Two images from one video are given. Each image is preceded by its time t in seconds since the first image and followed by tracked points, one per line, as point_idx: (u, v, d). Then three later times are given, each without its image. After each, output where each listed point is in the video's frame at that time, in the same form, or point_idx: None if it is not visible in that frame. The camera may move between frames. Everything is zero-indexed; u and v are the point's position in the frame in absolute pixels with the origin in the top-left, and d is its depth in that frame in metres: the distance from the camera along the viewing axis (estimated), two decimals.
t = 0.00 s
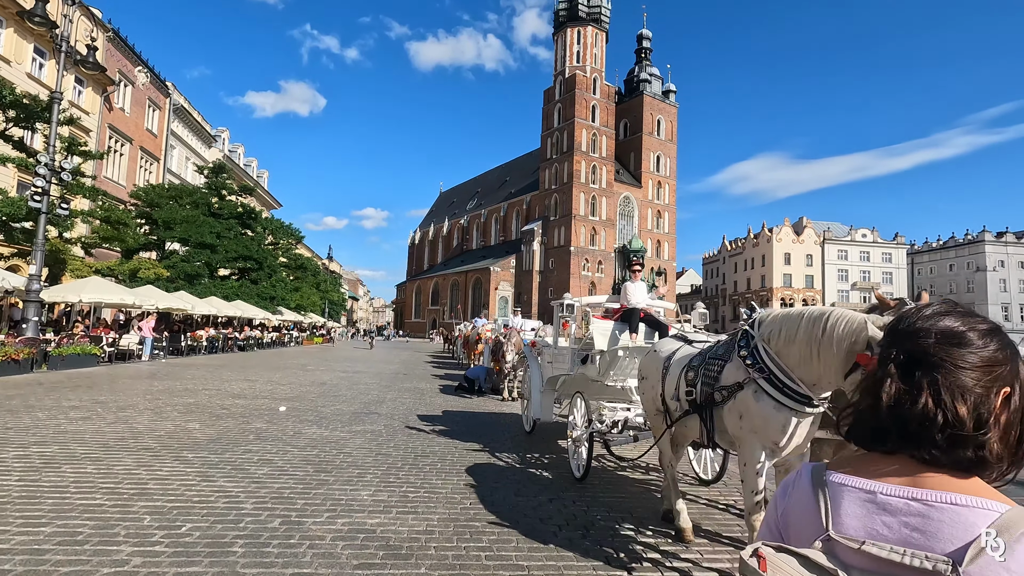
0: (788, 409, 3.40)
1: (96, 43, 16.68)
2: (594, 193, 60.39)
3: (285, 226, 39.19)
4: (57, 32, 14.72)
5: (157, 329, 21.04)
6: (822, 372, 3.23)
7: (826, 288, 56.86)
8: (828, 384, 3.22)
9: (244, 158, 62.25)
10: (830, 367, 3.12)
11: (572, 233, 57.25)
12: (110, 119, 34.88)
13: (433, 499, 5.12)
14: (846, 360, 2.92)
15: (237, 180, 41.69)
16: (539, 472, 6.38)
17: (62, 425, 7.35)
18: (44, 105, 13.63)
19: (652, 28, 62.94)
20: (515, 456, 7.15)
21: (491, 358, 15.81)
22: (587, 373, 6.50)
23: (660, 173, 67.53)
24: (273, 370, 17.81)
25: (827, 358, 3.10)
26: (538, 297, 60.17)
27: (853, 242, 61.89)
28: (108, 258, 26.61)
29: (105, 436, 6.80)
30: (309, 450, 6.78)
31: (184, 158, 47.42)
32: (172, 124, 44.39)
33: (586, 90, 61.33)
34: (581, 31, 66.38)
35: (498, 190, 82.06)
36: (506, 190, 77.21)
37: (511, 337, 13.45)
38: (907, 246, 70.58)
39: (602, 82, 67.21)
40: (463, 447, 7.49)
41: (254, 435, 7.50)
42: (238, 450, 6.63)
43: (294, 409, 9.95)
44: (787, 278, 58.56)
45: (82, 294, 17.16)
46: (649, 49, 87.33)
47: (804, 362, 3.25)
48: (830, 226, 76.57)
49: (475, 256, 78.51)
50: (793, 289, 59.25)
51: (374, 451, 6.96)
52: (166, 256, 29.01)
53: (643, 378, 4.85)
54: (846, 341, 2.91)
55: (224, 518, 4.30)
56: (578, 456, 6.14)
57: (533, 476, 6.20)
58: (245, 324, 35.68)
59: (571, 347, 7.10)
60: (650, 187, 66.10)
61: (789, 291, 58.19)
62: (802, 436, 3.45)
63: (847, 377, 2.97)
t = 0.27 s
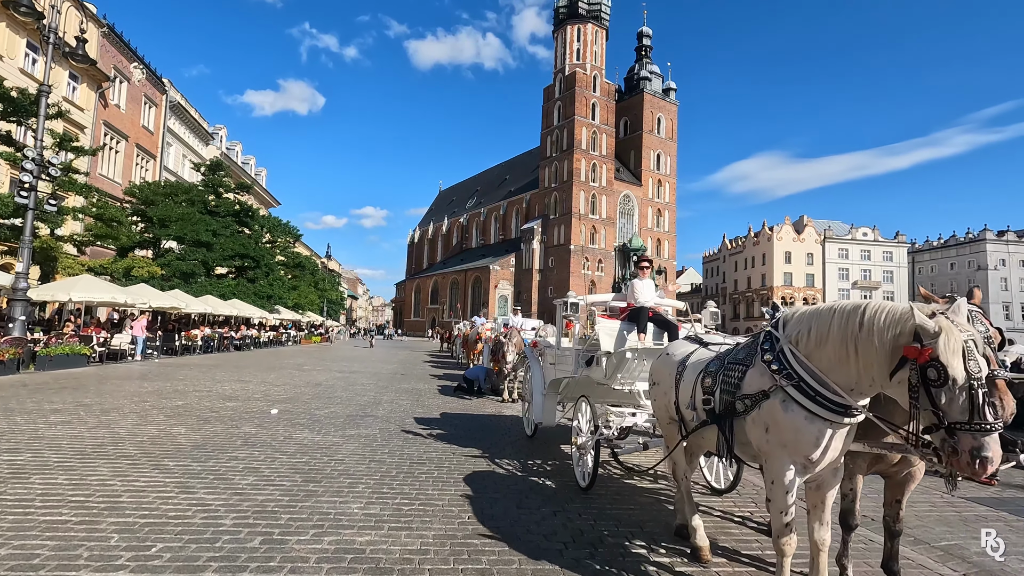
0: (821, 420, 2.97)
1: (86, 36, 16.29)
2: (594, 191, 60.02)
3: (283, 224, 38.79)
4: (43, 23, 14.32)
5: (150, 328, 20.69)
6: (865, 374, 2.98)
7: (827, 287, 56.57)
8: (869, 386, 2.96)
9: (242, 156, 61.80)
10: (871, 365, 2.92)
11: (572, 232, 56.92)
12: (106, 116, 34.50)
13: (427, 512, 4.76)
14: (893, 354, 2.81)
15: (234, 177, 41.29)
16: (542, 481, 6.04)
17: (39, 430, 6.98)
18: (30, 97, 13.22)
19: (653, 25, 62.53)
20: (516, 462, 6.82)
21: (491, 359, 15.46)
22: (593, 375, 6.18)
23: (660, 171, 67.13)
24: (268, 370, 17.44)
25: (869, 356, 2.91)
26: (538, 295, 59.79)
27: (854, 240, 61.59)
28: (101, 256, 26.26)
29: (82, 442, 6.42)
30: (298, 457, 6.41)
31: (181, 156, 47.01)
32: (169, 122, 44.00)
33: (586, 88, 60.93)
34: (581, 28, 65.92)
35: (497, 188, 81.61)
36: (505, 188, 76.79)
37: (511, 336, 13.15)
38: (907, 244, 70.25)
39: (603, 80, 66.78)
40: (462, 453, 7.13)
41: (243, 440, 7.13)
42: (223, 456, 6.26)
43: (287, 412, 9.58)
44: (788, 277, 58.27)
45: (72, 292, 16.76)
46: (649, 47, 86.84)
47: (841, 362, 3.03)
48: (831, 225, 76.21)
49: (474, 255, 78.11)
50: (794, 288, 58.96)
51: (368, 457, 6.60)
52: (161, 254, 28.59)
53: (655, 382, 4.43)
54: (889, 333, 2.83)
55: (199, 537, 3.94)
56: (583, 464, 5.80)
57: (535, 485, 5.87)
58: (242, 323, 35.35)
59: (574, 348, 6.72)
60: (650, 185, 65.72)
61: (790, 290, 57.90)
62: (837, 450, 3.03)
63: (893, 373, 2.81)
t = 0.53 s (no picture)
0: (874, 437, 2.50)
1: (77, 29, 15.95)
2: (595, 190, 59.62)
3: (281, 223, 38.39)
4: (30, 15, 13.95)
5: (145, 328, 20.30)
6: (919, 371, 2.50)
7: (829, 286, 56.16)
8: (931, 388, 2.47)
9: (241, 155, 61.45)
10: (932, 362, 2.43)
11: (573, 231, 56.55)
12: (101, 114, 34.29)
13: (424, 530, 4.37)
14: (958, 345, 2.32)
15: (232, 176, 40.94)
16: (549, 491, 5.67)
17: (17, 437, 6.61)
18: (17, 89, 12.86)
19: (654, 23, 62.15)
20: (522, 470, 6.47)
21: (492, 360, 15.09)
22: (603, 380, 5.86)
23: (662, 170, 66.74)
24: (265, 371, 17.12)
25: (928, 352, 2.43)
26: (539, 295, 59.40)
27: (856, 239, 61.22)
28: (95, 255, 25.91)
29: (61, 450, 6.05)
30: (290, 466, 6.05)
31: (179, 154, 46.64)
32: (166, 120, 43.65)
33: (587, 86, 60.50)
34: (581, 27, 65.54)
35: (498, 187, 81.24)
36: (506, 187, 76.38)
37: (514, 337, 12.81)
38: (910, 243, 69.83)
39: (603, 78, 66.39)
40: (463, 461, 6.76)
41: (232, 446, 6.76)
42: (209, 465, 5.89)
43: (282, 416, 9.20)
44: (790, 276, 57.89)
45: (63, 291, 16.38)
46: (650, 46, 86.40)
47: (894, 362, 2.54)
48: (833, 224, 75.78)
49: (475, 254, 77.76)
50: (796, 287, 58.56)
51: (363, 466, 6.23)
52: (158, 253, 28.23)
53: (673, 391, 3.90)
54: (953, 318, 2.34)
55: (173, 560, 3.56)
56: (594, 474, 5.42)
57: (543, 496, 5.50)
58: (240, 323, 35.04)
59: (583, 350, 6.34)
60: (651, 184, 65.30)
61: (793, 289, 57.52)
62: (894, 466, 2.57)
63: (961, 367, 2.32)
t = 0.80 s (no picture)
0: (944, 453, 2.12)
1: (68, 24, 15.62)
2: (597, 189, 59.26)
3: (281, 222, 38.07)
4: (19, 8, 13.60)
5: (140, 329, 19.99)
6: (995, 371, 2.13)
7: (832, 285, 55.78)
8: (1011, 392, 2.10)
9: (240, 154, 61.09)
10: (1014, 360, 2.06)
11: (574, 230, 56.22)
12: (99, 112, 34.02)
13: (422, 548, 4.02)
14: None
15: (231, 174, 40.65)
16: (556, 503, 5.32)
17: None
18: (6, 83, 12.53)
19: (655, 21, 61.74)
20: (528, 478, 6.13)
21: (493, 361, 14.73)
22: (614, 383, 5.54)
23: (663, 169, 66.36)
24: (262, 372, 16.77)
25: (1009, 351, 2.06)
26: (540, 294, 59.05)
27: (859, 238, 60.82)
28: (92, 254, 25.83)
29: (38, 459, 5.70)
30: (281, 475, 5.69)
31: (177, 153, 46.30)
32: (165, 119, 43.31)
33: (588, 85, 60.12)
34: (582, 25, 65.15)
35: (498, 187, 80.85)
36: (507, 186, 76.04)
37: (517, 337, 12.50)
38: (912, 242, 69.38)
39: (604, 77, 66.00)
40: (465, 469, 6.41)
41: (221, 453, 6.41)
42: (196, 474, 5.54)
43: (276, 420, 8.85)
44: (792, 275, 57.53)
45: (56, 291, 16.04)
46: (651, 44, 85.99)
47: (965, 363, 2.17)
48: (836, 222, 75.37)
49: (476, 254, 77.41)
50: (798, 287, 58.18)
51: (359, 475, 5.87)
52: (155, 253, 27.88)
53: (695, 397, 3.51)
54: None
55: None
56: (606, 484, 5.07)
57: (551, 507, 5.17)
58: (238, 323, 34.72)
59: (592, 351, 6.02)
60: (653, 183, 64.93)
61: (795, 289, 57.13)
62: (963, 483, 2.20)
63: None
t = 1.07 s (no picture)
0: None
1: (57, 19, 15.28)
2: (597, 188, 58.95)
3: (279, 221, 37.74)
4: None
5: (135, 329, 19.69)
6: None
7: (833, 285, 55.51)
8: None
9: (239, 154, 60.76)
10: None
11: (574, 230, 55.95)
12: (95, 110, 33.69)
13: (417, 569, 3.69)
14: None
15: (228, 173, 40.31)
16: (562, 514, 4.99)
17: None
18: None
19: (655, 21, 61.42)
20: (532, 487, 5.79)
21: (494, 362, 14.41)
22: (624, 387, 5.21)
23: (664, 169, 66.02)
24: (258, 373, 16.43)
25: None
26: (540, 295, 58.73)
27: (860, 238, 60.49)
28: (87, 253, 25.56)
29: (10, 468, 5.36)
30: (271, 484, 5.35)
31: (175, 152, 45.95)
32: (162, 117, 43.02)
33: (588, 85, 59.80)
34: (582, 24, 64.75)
35: (498, 186, 80.48)
36: (506, 186, 75.73)
37: (517, 339, 12.16)
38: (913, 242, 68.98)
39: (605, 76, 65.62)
40: (465, 476, 6.10)
41: (207, 460, 6.06)
42: (179, 485, 5.20)
43: (268, 424, 8.50)
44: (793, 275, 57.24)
45: (46, 290, 15.70)
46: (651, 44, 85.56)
47: None
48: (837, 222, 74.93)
49: (475, 254, 77.04)
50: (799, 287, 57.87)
51: (352, 484, 5.51)
52: (151, 252, 27.54)
53: (719, 405, 3.16)
54: None
55: None
56: (617, 494, 4.73)
57: (558, 521, 4.82)
58: (236, 323, 34.38)
59: (599, 354, 5.69)
60: (653, 183, 64.61)
61: (796, 289, 56.81)
62: None
63: None
